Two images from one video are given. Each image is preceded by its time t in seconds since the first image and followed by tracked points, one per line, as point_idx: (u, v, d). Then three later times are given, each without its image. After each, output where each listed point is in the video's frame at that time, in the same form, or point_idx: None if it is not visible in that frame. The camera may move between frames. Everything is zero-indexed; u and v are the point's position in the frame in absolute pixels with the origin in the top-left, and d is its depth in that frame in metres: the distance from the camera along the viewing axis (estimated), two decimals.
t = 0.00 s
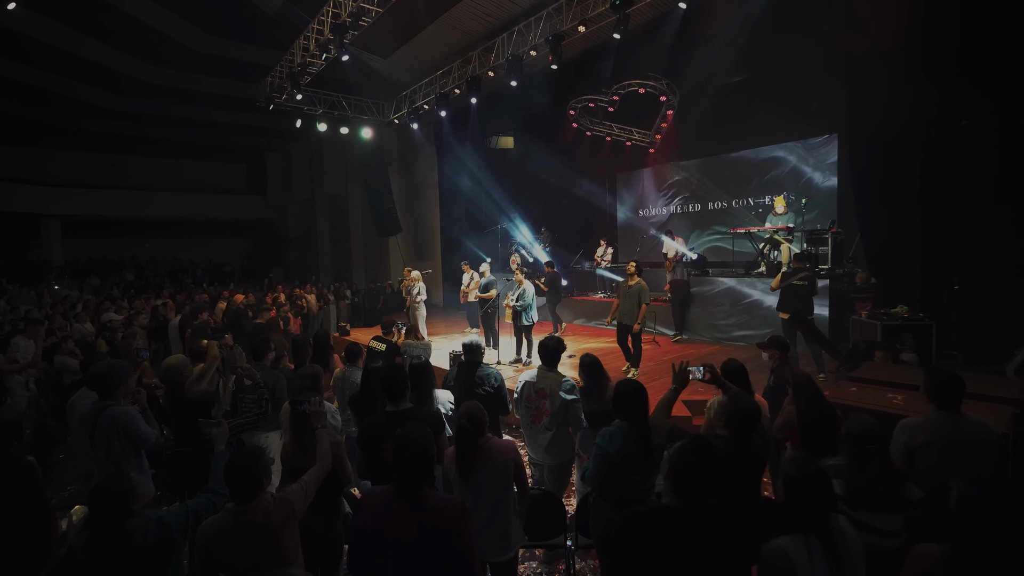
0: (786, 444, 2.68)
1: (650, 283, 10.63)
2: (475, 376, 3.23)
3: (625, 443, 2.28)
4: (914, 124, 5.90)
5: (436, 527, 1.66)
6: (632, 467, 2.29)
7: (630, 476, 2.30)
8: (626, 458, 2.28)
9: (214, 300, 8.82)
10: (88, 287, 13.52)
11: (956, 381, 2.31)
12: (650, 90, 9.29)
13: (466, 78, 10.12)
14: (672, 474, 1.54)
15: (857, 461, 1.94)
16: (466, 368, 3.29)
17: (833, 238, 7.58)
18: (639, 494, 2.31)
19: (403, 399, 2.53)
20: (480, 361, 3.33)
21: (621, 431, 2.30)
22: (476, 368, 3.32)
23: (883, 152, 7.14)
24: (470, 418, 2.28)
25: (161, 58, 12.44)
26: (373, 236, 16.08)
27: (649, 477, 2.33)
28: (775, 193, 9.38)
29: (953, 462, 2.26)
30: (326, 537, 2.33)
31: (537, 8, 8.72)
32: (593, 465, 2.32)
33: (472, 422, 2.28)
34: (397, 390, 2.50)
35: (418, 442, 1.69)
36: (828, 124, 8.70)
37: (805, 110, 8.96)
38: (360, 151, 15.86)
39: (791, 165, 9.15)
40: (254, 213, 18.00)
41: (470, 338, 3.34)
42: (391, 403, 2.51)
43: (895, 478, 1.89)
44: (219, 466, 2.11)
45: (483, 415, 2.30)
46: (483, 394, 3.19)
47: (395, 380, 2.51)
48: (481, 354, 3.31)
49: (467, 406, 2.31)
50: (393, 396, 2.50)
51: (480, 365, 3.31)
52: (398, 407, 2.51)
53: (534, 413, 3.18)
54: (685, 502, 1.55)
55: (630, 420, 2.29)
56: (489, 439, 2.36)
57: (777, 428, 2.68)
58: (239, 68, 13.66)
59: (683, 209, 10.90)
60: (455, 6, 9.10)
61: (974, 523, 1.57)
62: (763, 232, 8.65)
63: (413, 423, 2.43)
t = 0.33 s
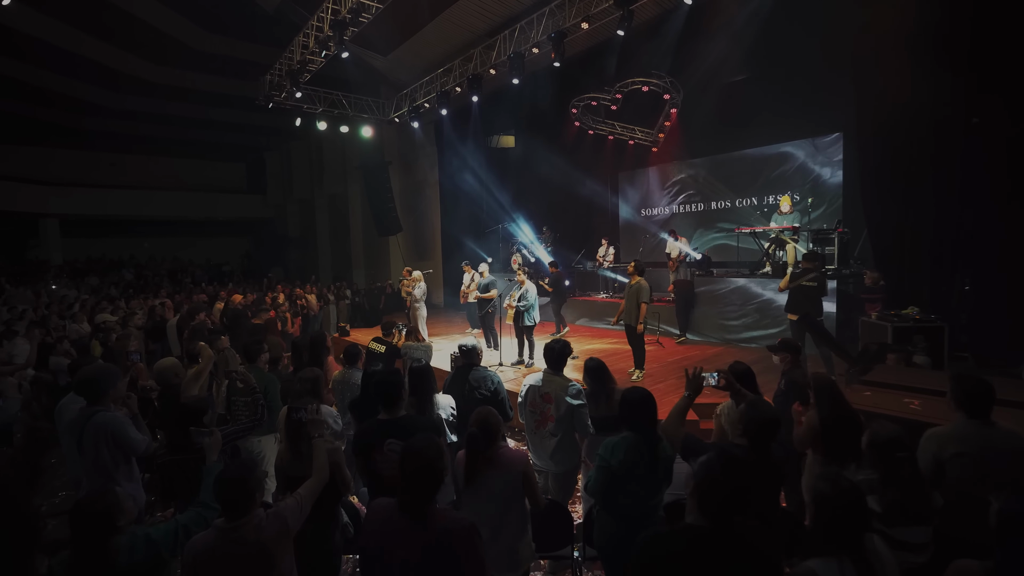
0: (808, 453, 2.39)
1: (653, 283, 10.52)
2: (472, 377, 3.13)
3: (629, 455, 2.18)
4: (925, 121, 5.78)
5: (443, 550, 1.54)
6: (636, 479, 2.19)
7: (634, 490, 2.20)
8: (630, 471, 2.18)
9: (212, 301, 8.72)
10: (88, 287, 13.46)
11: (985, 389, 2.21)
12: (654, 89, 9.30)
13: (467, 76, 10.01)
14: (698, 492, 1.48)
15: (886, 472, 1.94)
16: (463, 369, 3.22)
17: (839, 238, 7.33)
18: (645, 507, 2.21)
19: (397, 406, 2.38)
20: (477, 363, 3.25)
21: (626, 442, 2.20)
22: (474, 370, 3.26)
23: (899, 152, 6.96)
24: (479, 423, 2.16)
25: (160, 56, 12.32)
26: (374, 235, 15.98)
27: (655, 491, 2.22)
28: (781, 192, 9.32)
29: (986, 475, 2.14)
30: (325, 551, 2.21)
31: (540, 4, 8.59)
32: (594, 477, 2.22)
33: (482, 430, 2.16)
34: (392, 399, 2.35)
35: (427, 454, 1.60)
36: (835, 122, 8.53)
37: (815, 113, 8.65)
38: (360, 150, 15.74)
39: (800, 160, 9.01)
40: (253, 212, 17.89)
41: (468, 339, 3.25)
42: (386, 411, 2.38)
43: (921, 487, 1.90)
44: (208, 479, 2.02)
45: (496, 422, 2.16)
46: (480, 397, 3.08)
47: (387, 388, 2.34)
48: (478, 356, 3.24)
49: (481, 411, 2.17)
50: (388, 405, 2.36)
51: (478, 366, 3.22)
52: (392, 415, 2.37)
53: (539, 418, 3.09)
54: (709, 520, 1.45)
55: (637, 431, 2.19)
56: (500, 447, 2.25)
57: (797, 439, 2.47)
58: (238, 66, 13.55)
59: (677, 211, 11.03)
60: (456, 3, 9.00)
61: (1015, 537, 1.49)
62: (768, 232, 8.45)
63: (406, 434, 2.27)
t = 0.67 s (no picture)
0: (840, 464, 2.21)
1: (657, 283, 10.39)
2: (485, 386, 2.94)
3: (636, 471, 2.08)
4: (940, 118, 5.63)
5: None
6: (646, 496, 2.09)
7: (645, 506, 2.09)
8: (638, 486, 2.08)
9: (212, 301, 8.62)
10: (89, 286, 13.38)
11: None
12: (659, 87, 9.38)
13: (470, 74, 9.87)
14: (726, 511, 1.38)
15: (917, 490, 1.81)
16: (473, 379, 3.00)
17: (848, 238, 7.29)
18: (657, 524, 2.11)
19: (397, 415, 2.26)
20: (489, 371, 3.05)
21: (634, 456, 2.10)
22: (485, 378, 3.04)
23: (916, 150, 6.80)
24: (502, 440, 2.07)
25: (160, 53, 12.22)
26: (375, 235, 15.89)
27: (668, 507, 2.11)
28: (789, 190, 9.23)
29: None
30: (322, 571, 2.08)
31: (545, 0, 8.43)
32: (601, 493, 2.13)
33: (505, 442, 2.07)
34: (391, 407, 2.23)
35: (432, 468, 1.50)
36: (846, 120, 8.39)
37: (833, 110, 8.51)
38: (361, 149, 15.62)
39: (811, 156, 8.92)
40: (255, 211, 17.81)
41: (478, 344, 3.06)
42: (383, 421, 2.27)
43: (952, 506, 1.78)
44: (196, 493, 1.90)
45: (520, 436, 2.10)
46: (492, 407, 2.93)
47: (387, 398, 2.22)
48: (490, 363, 3.02)
49: (501, 422, 2.11)
50: (386, 413, 2.23)
51: (489, 374, 3.03)
52: (392, 425, 2.24)
53: (545, 425, 2.96)
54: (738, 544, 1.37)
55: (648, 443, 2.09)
56: (515, 460, 2.13)
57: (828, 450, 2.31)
58: (239, 64, 13.44)
59: (676, 213, 11.05)
60: None
61: None
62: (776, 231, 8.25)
63: (407, 445, 2.15)
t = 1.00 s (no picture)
0: (870, 475, 2.33)
1: (662, 283, 10.26)
2: (498, 396, 2.83)
3: (649, 487, 1.96)
4: (956, 115, 5.48)
5: None
6: (660, 514, 1.97)
7: (657, 525, 1.98)
8: (651, 503, 1.96)
9: (212, 301, 8.52)
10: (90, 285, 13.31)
11: None
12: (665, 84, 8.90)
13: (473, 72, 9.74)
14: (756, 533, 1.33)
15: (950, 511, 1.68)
16: (484, 386, 2.89)
17: (858, 237, 7.08)
18: (672, 543, 2.00)
19: (399, 425, 2.14)
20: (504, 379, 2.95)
21: (647, 470, 1.99)
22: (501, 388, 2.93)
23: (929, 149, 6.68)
24: (511, 452, 1.99)
25: (160, 51, 12.12)
26: (378, 234, 15.80)
27: (683, 524, 2.00)
28: (798, 190, 9.07)
29: None
30: None
31: None
32: (612, 510, 2.02)
33: (511, 454, 1.95)
34: (394, 417, 2.11)
35: (430, 482, 1.41)
36: (856, 117, 8.24)
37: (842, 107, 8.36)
38: (363, 148, 15.51)
39: (822, 152, 8.69)
40: (257, 210, 17.75)
41: (494, 348, 2.93)
42: (384, 431, 2.13)
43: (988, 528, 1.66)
44: (180, 511, 1.80)
45: (524, 449, 2.01)
46: (506, 416, 2.81)
47: (389, 407, 2.10)
48: (505, 370, 2.90)
49: (507, 433, 2.02)
50: (388, 423, 2.11)
51: (501, 383, 2.90)
52: (393, 435, 2.12)
53: (552, 432, 2.86)
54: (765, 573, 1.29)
55: (661, 457, 1.99)
56: (523, 473, 2.03)
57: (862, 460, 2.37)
58: (241, 62, 13.34)
59: (678, 213, 10.98)
60: None
61: None
62: (784, 231, 8.11)
63: (407, 459, 2.03)
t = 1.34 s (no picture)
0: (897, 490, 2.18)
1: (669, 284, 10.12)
2: (512, 408, 2.74)
3: (667, 506, 1.84)
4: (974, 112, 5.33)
5: None
6: (678, 535, 1.85)
7: (676, 547, 1.85)
8: (669, 524, 1.84)
9: (215, 301, 8.46)
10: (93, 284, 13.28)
11: None
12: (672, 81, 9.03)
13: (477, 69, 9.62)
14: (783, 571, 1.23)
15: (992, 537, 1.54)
16: (495, 394, 2.80)
17: (870, 238, 6.90)
18: (692, 566, 1.87)
19: (406, 438, 2.00)
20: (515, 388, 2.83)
21: (664, 487, 1.87)
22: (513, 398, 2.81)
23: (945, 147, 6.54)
24: (509, 469, 1.85)
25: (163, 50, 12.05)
26: (382, 234, 15.72)
27: (702, 544, 1.87)
28: (809, 189, 8.91)
29: None
30: None
31: None
32: (628, 531, 1.91)
33: (507, 470, 1.85)
34: (401, 431, 1.97)
35: (415, 501, 1.37)
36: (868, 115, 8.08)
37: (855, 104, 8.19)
38: (366, 147, 15.40)
39: (836, 148, 8.51)
40: (261, 210, 17.71)
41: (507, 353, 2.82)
42: (392, 444, 2.00)
43: None
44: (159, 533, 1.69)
45: (524, 464, 1.88)
46: (520, 426, 2.71)
47: (389, 421, 1.96)
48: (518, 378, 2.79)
49: (503, 447, 1.89)
50: (395, 437, 1.98)
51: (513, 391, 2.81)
52: (400, 448, 1.99)
53: (561, 442, 2.74)
54: None
55: (678, 474, 1.87)
56: (525, 489, 1.92)
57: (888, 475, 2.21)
58: (243, 60, 13.26)
59: (684, 211, 10.89)
60: None
61: None
62: (794, 231, 7.88)
63: (419, 475, 1.90)
